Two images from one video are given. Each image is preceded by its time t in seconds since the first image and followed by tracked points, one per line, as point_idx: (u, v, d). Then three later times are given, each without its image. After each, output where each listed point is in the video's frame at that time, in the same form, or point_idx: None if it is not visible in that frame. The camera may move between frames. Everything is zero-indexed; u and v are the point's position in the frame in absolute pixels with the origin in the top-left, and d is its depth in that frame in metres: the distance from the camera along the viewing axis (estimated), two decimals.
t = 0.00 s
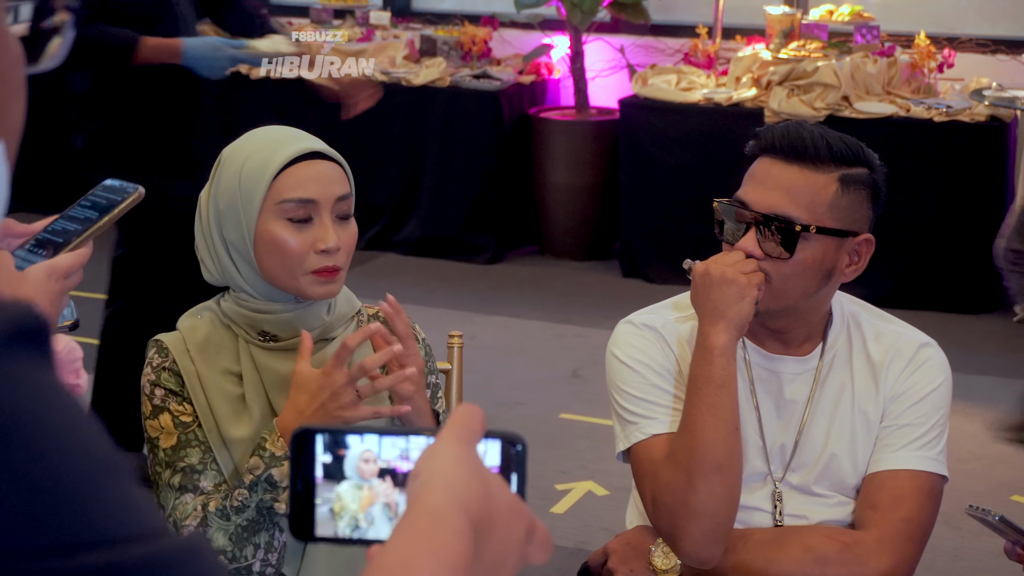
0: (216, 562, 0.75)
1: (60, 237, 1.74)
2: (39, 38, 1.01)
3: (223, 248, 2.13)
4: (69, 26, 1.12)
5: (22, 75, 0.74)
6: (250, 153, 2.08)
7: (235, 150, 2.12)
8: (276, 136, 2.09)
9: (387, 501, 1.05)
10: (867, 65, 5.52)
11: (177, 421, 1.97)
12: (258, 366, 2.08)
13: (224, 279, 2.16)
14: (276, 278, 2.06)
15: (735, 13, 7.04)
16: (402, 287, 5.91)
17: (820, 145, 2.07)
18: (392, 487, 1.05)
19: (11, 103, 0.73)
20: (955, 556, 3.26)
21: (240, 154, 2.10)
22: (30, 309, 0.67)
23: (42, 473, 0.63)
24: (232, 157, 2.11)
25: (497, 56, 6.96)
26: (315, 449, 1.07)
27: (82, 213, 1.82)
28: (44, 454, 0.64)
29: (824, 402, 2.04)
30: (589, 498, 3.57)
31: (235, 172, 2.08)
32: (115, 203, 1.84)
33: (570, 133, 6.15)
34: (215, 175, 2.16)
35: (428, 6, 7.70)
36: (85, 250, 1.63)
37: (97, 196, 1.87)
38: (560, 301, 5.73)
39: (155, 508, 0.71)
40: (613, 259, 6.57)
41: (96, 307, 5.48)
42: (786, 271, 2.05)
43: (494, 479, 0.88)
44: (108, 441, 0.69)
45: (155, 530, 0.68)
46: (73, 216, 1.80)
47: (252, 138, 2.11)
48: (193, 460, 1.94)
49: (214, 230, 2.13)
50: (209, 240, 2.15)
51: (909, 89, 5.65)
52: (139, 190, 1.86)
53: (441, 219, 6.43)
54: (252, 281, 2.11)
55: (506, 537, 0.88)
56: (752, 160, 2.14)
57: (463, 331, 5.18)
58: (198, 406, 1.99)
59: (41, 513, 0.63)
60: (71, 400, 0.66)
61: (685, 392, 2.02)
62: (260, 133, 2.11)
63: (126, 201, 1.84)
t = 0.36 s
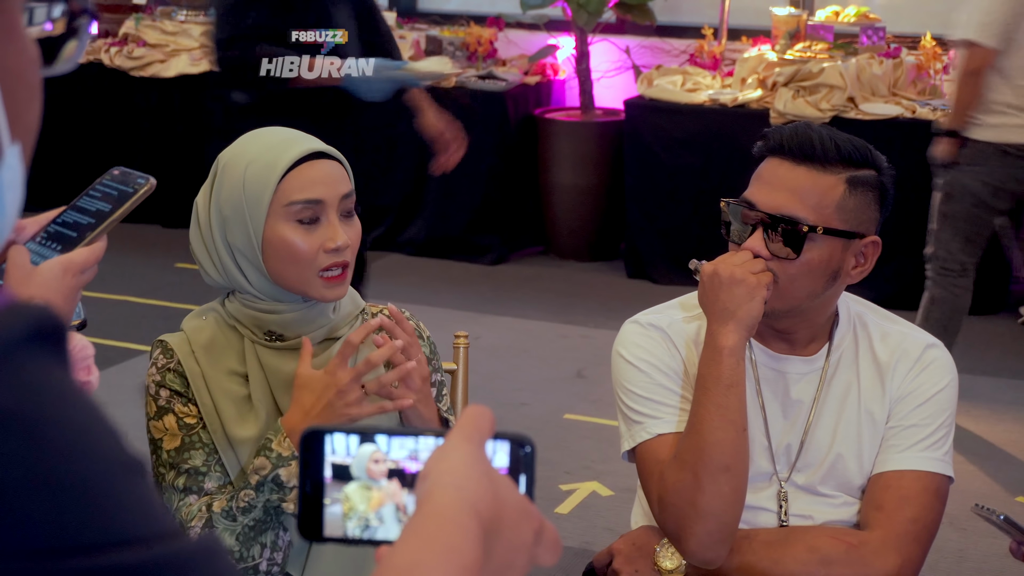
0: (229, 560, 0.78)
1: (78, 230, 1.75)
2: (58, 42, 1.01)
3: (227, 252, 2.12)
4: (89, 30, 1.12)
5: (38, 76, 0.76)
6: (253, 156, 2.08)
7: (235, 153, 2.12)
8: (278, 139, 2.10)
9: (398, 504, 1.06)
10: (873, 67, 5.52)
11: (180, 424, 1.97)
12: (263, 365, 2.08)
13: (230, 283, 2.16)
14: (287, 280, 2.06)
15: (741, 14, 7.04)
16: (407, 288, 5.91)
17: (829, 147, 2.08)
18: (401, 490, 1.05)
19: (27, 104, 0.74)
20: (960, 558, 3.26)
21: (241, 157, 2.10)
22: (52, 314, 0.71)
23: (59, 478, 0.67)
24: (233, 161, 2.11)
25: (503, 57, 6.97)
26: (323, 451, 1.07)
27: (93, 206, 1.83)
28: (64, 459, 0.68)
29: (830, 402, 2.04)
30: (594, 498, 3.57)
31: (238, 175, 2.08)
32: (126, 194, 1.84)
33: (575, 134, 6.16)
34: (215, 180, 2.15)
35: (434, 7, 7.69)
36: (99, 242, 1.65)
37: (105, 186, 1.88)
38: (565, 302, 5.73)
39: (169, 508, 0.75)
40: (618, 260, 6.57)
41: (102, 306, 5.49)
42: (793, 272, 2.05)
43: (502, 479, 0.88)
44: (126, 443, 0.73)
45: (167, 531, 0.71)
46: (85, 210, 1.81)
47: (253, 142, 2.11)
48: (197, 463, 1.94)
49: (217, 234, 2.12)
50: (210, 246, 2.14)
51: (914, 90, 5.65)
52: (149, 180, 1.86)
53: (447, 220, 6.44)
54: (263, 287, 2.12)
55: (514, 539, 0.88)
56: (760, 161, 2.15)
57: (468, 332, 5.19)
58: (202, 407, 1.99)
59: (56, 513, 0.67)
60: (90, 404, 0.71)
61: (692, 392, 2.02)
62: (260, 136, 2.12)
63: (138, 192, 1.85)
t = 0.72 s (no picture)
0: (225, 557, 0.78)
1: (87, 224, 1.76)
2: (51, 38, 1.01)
3: (223, 251, 2.11)
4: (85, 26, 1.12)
5: (32, 73, 0.75)
6: (248, 155, 2.07)
7: (230, 151, 2.10)
8: (274, 136, 2.08)
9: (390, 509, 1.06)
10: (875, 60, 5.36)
11: (169, 428, 1.98)
12: (258, 364, 2.07)
13: (225, 281, 2.15)
14: (286, 279, 2.06)
15: (741, 11, 7.02)
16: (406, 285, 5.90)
17: (827, 145, 2.07)
18: (399, 487, 1.04)
19: (22, 102, 0.74)
20: (959, 555, 3.26)
21: (236, 155, 2.08)
22: (44, 311, 0.71)
23: (55, 475, 0.67)
24: (229, 158, 2.09)
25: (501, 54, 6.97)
26: (322, 449, 1.08)
27: (91, 196, 1.82)
28: (61, 457, 0.67)
29: (828, 400, 2.03)
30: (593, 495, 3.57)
31: (234, 174, 2.07)
32: (126, 185, 1.84)
33: (574, 131, 6.15)
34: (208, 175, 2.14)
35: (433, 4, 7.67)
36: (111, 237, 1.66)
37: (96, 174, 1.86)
38: (564, 299, 5.73)
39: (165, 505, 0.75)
40: (617, 257, 6.57)
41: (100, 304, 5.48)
42: (790, 269, 2.05)
43: (501, 478, 0.88)
44: (120, 441, 0.72)
45: (163, 530, 0.71)
46: (84, 201, 1.80)
47: (248, 139, 2.10)
48: (182, 471, 1.94)
49: (212, 232, 2.11)
50: (205, 244, 2.13)
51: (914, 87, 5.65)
52: (145, 171, 1.86)
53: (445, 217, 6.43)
54: (261, 286, 2.11)
55: (513, 537, 0.88)
56: (759, 157, 2.14)
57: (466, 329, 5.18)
58: (194, 409, 1.99)
59: (54, 512, 0.66)
60: (86, 402, 0.71)
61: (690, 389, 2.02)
62: (255, 134, 2.11)
63: (137, 182, 1.85)
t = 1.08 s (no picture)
0: (228, 558, 0.78)
1: (73, 216, 1.76)
2: (57, 41, 1.01)
3: (233, 261, 2.06)
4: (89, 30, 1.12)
5: (37, 75, 0.75)
6: (263, 166, 2.03)
7: (236, 161, 2.05)
8: (282, 146, 2.06)
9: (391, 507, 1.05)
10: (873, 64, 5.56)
11: (188, 428, 1.95)
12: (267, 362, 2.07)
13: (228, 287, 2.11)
14: (311, 291, 2.07)
15: (742, 12, 7.03)
16: (407, 285, 5.90)
17: (828, 146, 2.08)
18: (401, 488, 1.04)
19: (27, 103, 0.74)
20: (960, 555, 3.26)
21: (247, 166, 2.04)
22: (53, 311, 0.72)
23: (59, 473, 0.67)
24: (238, 168, 2.04)
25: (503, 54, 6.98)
26: (323, 450, 1.07)
27: (89, 193, 1.82)
28: (65, 455, 0.67)
29: (831, 401, 2.04)
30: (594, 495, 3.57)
31: (250, 186, 2.02)
32: (124, 183, 1.84)
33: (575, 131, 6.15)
34: (209, 186, 2.06)
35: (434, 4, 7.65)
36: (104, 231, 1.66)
37: (96, 173, 1.87)
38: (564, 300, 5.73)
39: (170, 504, 0.75)
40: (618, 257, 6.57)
41: (102, 303, 5.49)
42: (791, 270, 2.05)
43: (503, 479, 0.88)
44: (127, 441, 0.72)
45: (168, 530, 0.71)
46: (81, 196, 1.80)
47: (254, 148, 2.07)
48: (210, 466, 1.92)
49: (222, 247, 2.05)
50: (207, 256, 2.07)
51: (915, 88, 5.66)
52: (145, 172, 1.86)
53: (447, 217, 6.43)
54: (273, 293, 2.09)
55: (514, 537, 0.88)
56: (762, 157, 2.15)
57: (468, 329, 5.18)
58: (210, 408, 1.98)
59: (56, 509, 0.67)
60: (92, 401, 0.71)
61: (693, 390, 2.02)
62: (260, 142, 2.07)
63: (135, 182, 1.85)
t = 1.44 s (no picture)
0: (229, 558, 0.78)
1: (75, 217, 1.76)
2: (58, 40, 1.02)
3: (238, 259, 2.07)
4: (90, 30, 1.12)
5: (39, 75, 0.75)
6: (275, 163, 2.03)
7: (246, 157, 2.05)
8: (289, 143, 2.06)
9: (392, 508, 1.05)
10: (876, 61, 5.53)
11: (178, 434, 1.97)
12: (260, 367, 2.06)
13: (230, 286, 2.12)
14: (314, 291, 2.07)
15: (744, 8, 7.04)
16: (408, 283, 5.91)
17: (829, 144, 2.08)
18: (400, 488, 1.03)
19: (28, 103, 0.74)
20: (962, 553, 3.26)
21: (257, 163, 2.04)
22: (53, 311, 0.72)
23: (65, 473, 0.67)
24: (247, 165, 2.04)
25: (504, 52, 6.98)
26: (324, 450, 1.06)
27: (93, 194, 1.82)
28: (68, 456, 0.67)
29: (832, 399, 2.04)
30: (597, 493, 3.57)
31: (259, 183, 2.02)
32: (128, 185, 1.83)
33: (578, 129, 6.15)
34: (216, 179, 2.05)
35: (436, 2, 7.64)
36: (106, 229, 1.66)
37: (102, 173, 1.86)
38: (566, 298, 5.72)
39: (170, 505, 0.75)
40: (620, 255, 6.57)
41: (104, 302, 5.49)
42: (791, 269, 2.05)
43: (504, 480, 0.88)
44: (126, 442, 0.72)
45: (169, 531, 0.71)
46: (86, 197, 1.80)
47: (262, 144, 2.06)
48: (201, 473, 1.95)
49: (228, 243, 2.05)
50: (212, 251, 2.07)
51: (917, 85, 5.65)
52: (150, 172, 1.85)
53: (448, 215, 6.43)
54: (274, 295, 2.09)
55: (515, 539, 0.88)
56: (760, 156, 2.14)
57: (469, 327, 5.18)
58: (199, 415, 1.99)
59: (60, 507, 0.67)
60: (91, 400, 0.71)
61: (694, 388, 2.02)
62: (268, 139, 2.07)
63: (139, 183, 1.83)
